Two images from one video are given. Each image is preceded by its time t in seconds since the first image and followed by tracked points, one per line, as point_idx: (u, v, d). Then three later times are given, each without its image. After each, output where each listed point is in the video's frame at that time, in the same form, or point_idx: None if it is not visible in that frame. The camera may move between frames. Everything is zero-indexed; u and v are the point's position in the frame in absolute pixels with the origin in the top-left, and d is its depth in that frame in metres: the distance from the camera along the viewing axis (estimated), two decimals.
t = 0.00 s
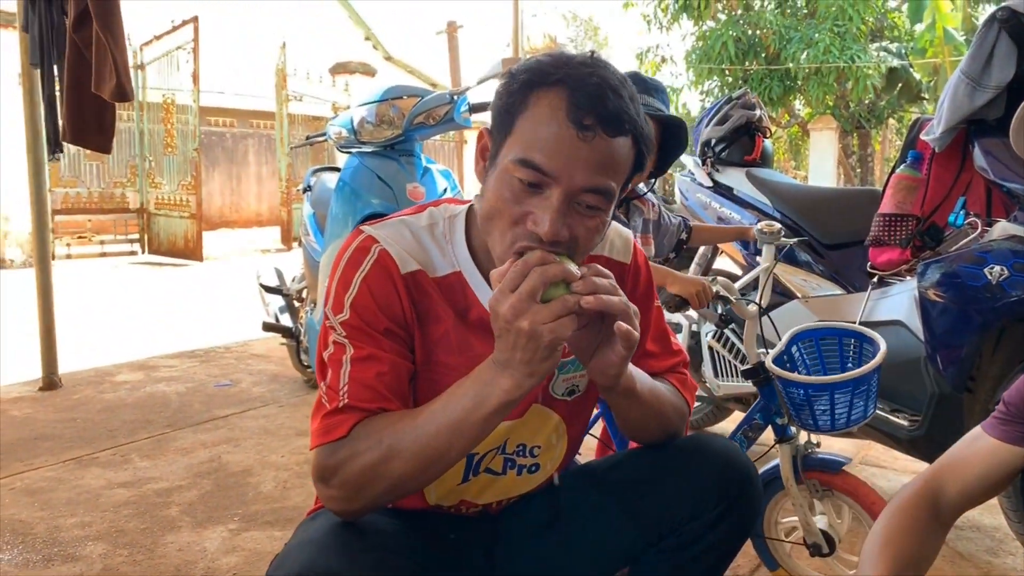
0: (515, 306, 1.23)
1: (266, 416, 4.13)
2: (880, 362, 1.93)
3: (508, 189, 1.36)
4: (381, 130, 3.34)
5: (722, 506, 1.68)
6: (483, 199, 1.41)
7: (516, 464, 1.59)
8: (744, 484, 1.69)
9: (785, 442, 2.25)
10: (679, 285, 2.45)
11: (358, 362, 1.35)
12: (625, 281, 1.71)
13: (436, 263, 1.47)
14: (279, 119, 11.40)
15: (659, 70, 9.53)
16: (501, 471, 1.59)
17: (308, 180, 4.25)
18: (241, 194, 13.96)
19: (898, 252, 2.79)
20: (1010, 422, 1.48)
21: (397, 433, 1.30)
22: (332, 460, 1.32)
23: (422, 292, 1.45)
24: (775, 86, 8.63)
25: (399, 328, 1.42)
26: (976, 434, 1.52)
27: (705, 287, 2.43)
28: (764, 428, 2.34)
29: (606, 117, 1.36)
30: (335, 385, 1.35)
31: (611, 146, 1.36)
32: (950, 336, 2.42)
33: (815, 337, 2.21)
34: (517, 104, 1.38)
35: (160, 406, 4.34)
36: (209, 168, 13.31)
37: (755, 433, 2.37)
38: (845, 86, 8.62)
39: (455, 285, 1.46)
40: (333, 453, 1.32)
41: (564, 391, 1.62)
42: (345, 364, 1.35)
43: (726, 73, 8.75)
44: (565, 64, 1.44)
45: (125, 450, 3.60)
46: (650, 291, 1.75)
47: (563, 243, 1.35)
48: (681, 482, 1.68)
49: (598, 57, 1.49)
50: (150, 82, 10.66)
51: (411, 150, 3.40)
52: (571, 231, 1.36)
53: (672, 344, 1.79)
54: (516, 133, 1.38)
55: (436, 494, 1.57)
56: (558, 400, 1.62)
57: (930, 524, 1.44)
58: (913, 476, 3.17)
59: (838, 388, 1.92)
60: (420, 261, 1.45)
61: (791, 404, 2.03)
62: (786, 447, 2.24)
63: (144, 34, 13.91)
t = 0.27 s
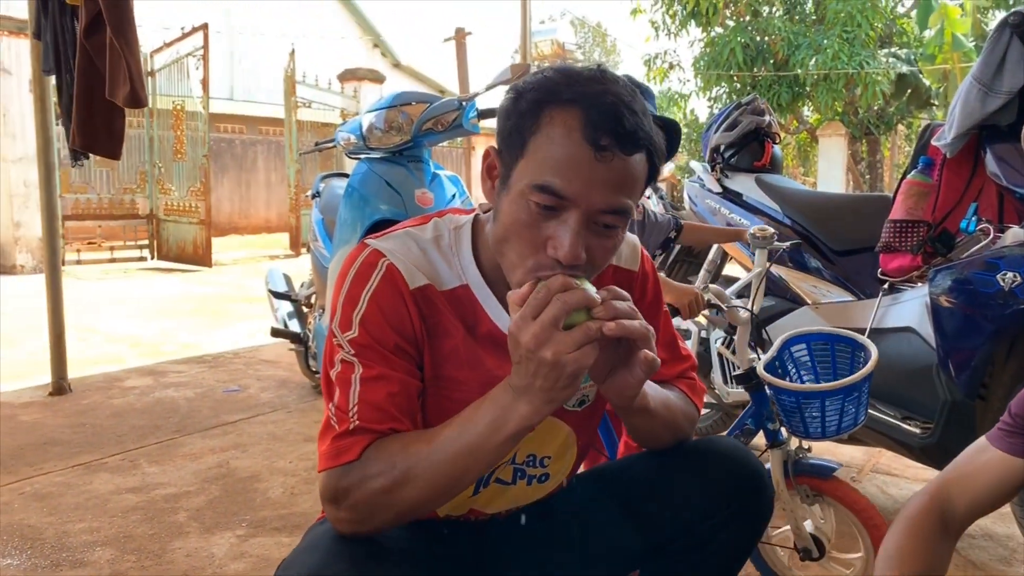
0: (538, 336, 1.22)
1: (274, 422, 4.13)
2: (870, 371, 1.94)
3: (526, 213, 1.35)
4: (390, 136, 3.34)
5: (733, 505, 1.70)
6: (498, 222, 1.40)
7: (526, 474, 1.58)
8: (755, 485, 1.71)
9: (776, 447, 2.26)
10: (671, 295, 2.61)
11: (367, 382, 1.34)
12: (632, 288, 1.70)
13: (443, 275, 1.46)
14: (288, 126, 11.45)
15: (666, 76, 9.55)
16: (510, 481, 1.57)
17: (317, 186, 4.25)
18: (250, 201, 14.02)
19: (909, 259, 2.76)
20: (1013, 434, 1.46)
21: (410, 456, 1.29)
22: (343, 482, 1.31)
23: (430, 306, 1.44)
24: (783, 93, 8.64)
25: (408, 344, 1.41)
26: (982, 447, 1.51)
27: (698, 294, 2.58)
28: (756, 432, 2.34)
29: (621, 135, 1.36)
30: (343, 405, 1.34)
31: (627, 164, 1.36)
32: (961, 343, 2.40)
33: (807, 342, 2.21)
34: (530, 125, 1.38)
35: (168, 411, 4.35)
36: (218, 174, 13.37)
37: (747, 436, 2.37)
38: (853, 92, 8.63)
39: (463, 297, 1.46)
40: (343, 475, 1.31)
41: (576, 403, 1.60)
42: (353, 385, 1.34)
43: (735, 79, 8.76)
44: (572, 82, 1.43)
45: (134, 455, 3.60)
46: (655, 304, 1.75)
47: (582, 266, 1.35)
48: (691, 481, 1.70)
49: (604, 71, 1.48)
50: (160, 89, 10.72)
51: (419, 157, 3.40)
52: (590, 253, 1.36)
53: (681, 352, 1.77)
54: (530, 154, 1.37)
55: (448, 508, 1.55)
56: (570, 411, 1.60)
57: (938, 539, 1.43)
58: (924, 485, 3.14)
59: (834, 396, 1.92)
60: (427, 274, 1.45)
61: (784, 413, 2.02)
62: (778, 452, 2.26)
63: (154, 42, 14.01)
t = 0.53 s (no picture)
0: (561, 368, 1.22)
1: (281, 427, 4.14)
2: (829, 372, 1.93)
3: (548, 240, 1.36)
4: (397, 142, 3.34)
5: (743, 501, 1.68)
6: (518, 248, 1.40)
7: (532, 483, 1.57)
8: (764, 480, 1.69)
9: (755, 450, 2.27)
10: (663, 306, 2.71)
11: (378, 399, 1.32)
12: (639, 294, 1.69)
13: (454, 288, 1.47)
14: (296, 131, 11.48)
15: (674, 82, 9.54)
16: (516, 490, 1.56)
17: (325, 192, 4.25)
18: (258, 206, 14.07)
19: (918, 264, 2.73)
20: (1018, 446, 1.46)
21: (422, 477, 1.28)
22: (353, 501, 1.30)
23: (441, 319, 1.44)
24: (791, 98, 8.62)
25: (419, 358, 1.41)
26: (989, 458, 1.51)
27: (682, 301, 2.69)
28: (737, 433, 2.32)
29: (642, 163, 1.36)
30: (354, 421, 1.32)
31: (649, 190, 1.36)
32: (971, 346, 2.38)
33: (778, 347, 2.21)
34: (550, 151, 1.38)
35: (176, 416, 4.36)
36: (226, 179, 13.41)
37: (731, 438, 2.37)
38: (861, 98, 8.61)
39: (473, 310, 1.47)
40: (353, 494, 1.30)
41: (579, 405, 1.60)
42: (363, 402, 1.32)
43: (742, 84, 8.75)
44: (590, 105, 1.43)
45: (142, 460, 3.61)
46: (664, 310, 1.74)
47: (604, 294, 1.36)
48: (702, 480, 1.69)
49: (620, 91, 1.48)
50: (169, 95, 10.77)
51: (426, 162, 3.41)
52: (612, 281, 1.37)
53: (688, 356, 1.77)
54: (551, 181, 1.37)
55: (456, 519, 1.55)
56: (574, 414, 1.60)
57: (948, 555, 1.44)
58: (934, 492, 3.12)
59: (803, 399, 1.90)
60: (438, 287, 1.45)
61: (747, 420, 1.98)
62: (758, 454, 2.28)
63: (163, 48, 14.08)
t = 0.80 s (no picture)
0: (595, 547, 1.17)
1: (287, 431, 4.12)
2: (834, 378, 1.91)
3: (570, 223, 1.37)
4: (404, 144, 3.33)
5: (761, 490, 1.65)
6: (538, 235, 1.41)
7: (538, 475, 1.57)
8: (778, 488, 1.66)
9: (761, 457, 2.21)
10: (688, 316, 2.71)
11: (376, 411, 1.30)
12: (645, 287, 1.67)
13: (467, 284, 1.46)
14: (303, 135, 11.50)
15: (680, 86, 9.53)
16: (521, 483, 1.56)
17: (331, 194, 4.24)
18: (265, 210, 14.09)
19: (930, 267, 2.71)
20: None
21: (416, 520, 1.26)
22: (342, 516, 1.28)
23: (454, 319, 1.43)
24: (799, 101, 8.59)
25: (426, 362, 1.38)
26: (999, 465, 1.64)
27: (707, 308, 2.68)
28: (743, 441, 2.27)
29: (655, 131, 1.37)
30: (348, 431, 1.30)
31: (664, 158, 1.38)
32: (985, 353, 2.35)
33: (785, 352, 2.19)
34: (560, 133, 1.37)
35: (181, 419, 4.35)
36: (233, 183, 13.43)
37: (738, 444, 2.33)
38: (869, 102, 8.58)
39: (485, 307, 1.46)
40: (341, 508, 1.28)
41: (586, 401, 1.59)
42: (360, 413, 1.29)
43: (749, 88, 8.72)
44: (592, 81, 1.43)
45: (147, 463, 3.59)
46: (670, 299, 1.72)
47: (629, 268, 1.39)
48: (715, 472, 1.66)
49: (618, 63, 1.48)
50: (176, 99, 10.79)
51: (433, 164, 3.39)
52: (636, 254, 1.40)
53: (689, 349, 1.74)
54: (564, 162, 1.37)
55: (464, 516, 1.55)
56: (581, 410, 1.59)
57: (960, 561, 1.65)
58: (946, 497, 3.08)
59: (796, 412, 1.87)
60: (450, 285, 1.44)
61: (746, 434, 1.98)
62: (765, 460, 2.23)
63: (171, 52, 14.13)
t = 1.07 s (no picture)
0: None
1: (287, 434, 4.03)
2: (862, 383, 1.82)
3: (566, 193, 1.29)
4: (406, 140, 3.24)
5: (779, 507, 1.49)
6: (535, 209, 1.33)
7: (542, 479, 1.48)
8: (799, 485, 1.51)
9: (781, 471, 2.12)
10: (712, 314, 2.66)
11: (360, 401, 1.20)
12: (658, 277, 1.58)
13: (466, 271, 1.37)
14: (308, 136, 11.44)
15: (687, 86, 9.44)
16: (525, 488, 1.47)
17: (333, 193, 4.16)
18: (270, 211, 14.06)
19: (950, 265, 2.59)
20: None
21: (389, 543, 1.16)
22: (317, 519, 1.17)
23: (451, 305, 1.34)
24: (806, 102, 8.50)
25: (419, 350, 1.29)
26: None
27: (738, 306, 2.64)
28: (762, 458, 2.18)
29: (655, 91, 1.29)
30: (331, 424, 1.19)
31: (666, 119, 1.29)
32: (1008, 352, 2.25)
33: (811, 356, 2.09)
34: (555, 98, 1.30)
35: (180, 421, 4.27)
36: (238, 185, 13.38)
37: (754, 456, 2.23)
38: (877, 102, 8.48)
39: (485, 294, 1.37)
40: (317, 511, 1.17)
41: (593, 399, 1.50)
42: (344, 403, 1.20)
43: (757, 88, 8.64)
44: (586, 42, 1.35)
45: (143, 466, 3.51)
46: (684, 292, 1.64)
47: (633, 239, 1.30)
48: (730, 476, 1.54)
49: (610, 24, 1.40)
50: (180, 100, 10.74)
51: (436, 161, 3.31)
52: (640, 226, 1.32)
53: (704, 356, 1.68)
54: (559, 129, 1.29)
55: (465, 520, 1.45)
56: (588, 409, 1.50)
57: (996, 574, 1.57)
58: (965, 504, 2.98)
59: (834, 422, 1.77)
60: (450, 272, 1.35)
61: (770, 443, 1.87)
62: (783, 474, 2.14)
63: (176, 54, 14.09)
